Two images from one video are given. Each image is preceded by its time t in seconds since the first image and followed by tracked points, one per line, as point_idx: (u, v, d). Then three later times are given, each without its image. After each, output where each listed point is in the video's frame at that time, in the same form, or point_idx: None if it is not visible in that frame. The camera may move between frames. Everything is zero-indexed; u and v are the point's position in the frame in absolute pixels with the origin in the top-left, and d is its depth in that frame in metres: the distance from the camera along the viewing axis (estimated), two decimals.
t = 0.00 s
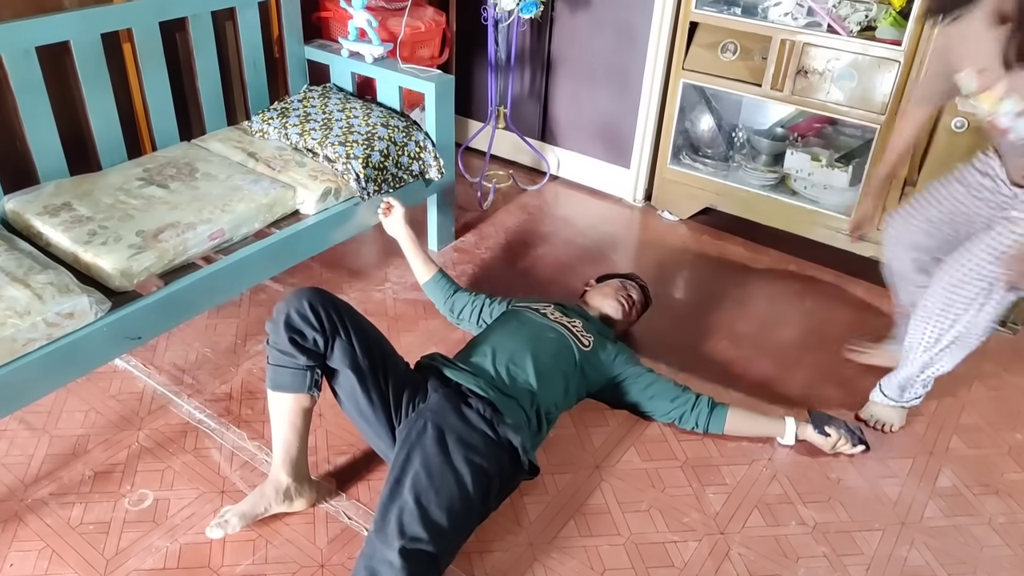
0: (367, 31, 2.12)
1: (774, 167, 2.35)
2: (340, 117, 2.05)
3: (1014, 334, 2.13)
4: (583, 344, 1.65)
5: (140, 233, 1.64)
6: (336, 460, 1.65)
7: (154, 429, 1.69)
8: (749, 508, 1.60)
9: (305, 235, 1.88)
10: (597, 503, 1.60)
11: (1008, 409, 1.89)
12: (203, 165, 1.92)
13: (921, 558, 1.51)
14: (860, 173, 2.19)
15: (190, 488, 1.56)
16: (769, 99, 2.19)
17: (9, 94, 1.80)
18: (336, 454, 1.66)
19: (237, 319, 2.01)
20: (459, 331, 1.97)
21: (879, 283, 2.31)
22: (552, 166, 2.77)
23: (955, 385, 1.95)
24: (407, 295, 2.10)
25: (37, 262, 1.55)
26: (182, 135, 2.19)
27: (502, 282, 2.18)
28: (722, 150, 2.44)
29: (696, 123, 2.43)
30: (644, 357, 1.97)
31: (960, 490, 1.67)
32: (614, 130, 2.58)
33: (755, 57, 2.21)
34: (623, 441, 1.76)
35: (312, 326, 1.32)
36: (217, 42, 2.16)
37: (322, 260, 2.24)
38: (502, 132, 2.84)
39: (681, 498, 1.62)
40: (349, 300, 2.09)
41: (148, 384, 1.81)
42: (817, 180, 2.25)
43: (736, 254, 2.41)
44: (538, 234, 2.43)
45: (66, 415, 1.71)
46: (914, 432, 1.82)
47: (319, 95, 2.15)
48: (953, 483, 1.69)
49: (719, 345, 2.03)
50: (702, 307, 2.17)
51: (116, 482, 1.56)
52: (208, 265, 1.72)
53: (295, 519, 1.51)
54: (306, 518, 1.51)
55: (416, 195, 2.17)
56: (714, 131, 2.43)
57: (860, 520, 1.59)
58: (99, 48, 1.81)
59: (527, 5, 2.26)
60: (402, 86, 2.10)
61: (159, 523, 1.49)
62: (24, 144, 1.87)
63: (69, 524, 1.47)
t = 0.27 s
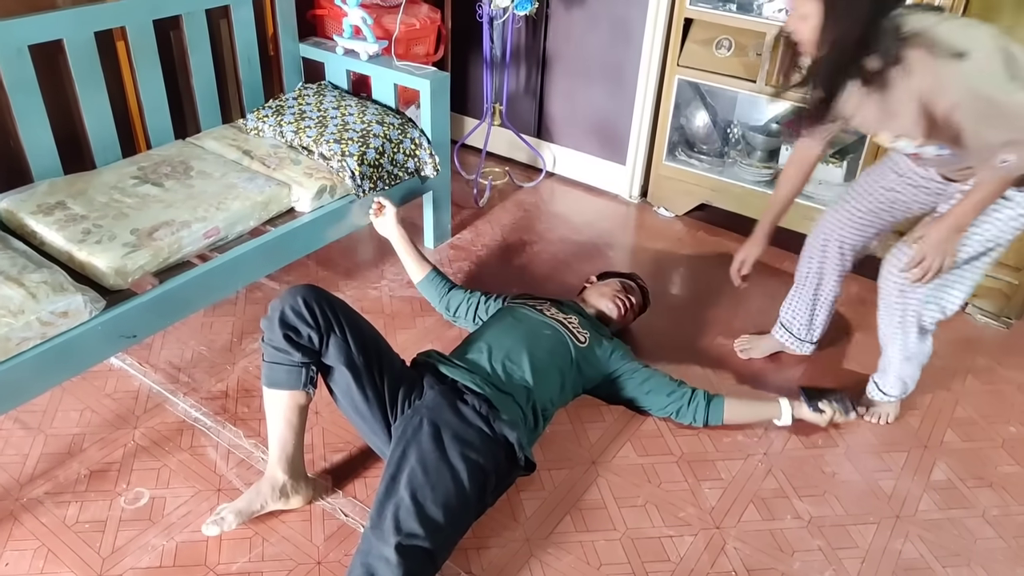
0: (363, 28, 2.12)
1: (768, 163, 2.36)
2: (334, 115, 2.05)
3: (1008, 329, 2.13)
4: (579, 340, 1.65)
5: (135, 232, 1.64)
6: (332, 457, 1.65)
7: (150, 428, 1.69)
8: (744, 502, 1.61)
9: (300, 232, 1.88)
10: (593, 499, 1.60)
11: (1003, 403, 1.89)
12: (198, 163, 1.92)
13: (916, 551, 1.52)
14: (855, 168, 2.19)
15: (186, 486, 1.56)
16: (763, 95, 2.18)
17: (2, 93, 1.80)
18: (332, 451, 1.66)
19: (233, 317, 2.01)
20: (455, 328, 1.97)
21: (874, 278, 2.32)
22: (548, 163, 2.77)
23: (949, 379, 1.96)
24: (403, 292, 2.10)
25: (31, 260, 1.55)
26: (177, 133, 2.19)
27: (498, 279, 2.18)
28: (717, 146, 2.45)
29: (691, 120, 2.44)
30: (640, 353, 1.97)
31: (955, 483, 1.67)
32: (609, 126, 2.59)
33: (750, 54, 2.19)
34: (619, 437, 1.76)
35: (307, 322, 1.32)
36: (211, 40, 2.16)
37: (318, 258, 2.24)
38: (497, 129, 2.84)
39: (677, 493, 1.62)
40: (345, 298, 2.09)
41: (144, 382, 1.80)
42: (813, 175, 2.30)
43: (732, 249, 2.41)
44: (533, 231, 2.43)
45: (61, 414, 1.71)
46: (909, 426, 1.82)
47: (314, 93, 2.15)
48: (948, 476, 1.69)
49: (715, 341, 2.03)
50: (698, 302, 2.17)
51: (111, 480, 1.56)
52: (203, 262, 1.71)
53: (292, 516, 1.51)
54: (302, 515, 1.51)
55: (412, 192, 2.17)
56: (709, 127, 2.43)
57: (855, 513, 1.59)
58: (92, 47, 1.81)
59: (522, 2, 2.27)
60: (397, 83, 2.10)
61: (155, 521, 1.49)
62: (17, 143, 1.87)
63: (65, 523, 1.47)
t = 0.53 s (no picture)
0: (358, 25, 2.12)
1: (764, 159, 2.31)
2: (330, 112, 2.05)
3: (1003, 323, 2.13)
4: (576, 336, 1.65)
5: (131, 231, 1.64)
6: (330, 455, 1.65)
7: (148, 426, 1.69)
8: (742, 498, 1.61)
9: (297, 230, 1.88)
10: (591, 495, 1.60)
11: (999, 397, 1.90)
12: (194, 162, 1.91)
13: (913, 546, 1.52)
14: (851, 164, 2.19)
15: (184, 484, 1.56)
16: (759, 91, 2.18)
17: None
18: (330, 449, 1.66)
19: (230, 315, 2.01)
20: (453, 325, 1.97)
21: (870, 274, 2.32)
22: (544, 160, 2.77)
23: (946, 374, 1.96)
24: (400, 290, 2.10)
25: (26, 260, 1.54)
26: (172, 131, 2.18)
27: (495, 276, 2.18)
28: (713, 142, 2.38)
29: (687, 116, 2.37)
30: (637, 349, 1.97)
31: (951, 478, 1.68)
32: (606, 123, 2.59)
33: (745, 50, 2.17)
34: (616, 433, 1.76)
35: (305, 320, 1.32)
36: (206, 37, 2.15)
37: (315, 255, 2.24)
38: (493, 126, 2.84)
39: (675, 488, 1.63)
40: (342, 296, 2.09)
41: (141, 381, 1.80)
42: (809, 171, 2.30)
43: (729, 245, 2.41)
44: (530, 228, 2.43)
45: (58, 413, 1.71)
46: (905, 420, 1.83)
47: (310, 90, 2.15)
48: (944, 471, 1.70)
49: (712, 337, 2.04)
50: (695, 298, 2.17)
51: (109, 479, 1.56)
52: (200, 261, 1.71)
53: (290, 514, 1.51)
54: (300, 513, 1.51)
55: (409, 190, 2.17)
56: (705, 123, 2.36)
57: (852, 508, 1.60)
58: (87, 45, 1.80)
59: None
60: (393, 81, 2.09)
61: (153, 520, 1.49)
62: (12, 142, 1.86)
63: (63, 522, 1.47)
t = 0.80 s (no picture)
0: (357, 25, 2.12)
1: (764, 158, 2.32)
2: (330, 112, 2.05)
3: (1003, 323, 2.13)
4: (577, 335, 1.65)
5: (131, 230, 1.64)
6: (329, 454, 1.65)
7: (148, 426, 1.69)
8: (741, 498, 1.61)
9: (296, 230, 1.88)
10: (590, 495, 1.60)
11: (998, 397, 1.90)
12: (194, 161, 1.91)
13: (912, 546, 1.52)
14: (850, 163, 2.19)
15: (184, 484, 1.56)
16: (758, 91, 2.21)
17: None
18: (329, 448, 1.66)
19: (230, 315, 2.01)
20: (452, 325, 1.97)
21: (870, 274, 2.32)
22: (543, 160, 2.77)
23: (945, 374, 1.97)
24: (400, 290, 2.10)
25: (26, 259, 1.54)
26: (172, 131, 2.18)
27: (494, 275, 2.18)
28: (712, 142, 2.43)
29: (686, 116, 2.44)
30: (637, 349, 1.97)
31: (951, 478, 1.68)
32: (605, 123, 2.59)
33: (744, 50, 2.19)
34: (615, 433, 1.76)
35: (305, 321, 1.32)
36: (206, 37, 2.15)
37: (314, 255, 2.24)
38: (493, 126, 2.84)
39: (674, 488, 1.63)
40: (341, 295, 2.09)
41: (141, 381, 1.80)
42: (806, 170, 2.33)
43: (728, 245, 2.41)
44: (530, 228, 2.43)
45: (58, 412, 1.71)
46: (904, 420, 1.83)
47: (309, 90, 2.15)
48: (943, 471, 1.70)
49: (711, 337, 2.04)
50: (694, 298, 2.17)
51: (109, 479, 1.57)
52: (199, 261, 1.71)
53: (289, 513, 1.51)
54: (300, 513, 1.52)
55: (408, 189, 2.17)
56: (704, 123, 2.43)
57: (851, 508, 1.60)
58: (87, 45, 1.80)
59: None
60: (392, 81, 2.10)
61: (153, 519, 1.49)
62: (12, 141, 1.87)
63: (63, 522, 1.47)
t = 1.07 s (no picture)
0: (359, 25, 2.12)
1: (765, 159, 2.31)
2: (331, 112, 2.05)
3: (1004, 325, 2.13)
4: (575, 333, 1.66)
5: (132, 228, 1.64)
6: (329, 453, 1.65)
7: (148, 424, 1.69)
8: (740, 499, 1.61)
9: (297, 229, 1.88)
10: (590, 495, 1.60)
11: (999, 400, 1.90)
12: (196, 160, 1.92)
13: (912, 548, 1.52)
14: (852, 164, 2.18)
15: (184, 482, 1.57)
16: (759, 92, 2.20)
17: None
18: (329, 447, 1.67)
19: (231, 314, 2.01)
20: (453, 325, 1.97)
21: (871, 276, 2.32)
22: (545, 160, 2.77)
23: (946, 376, 1.96)
24: (400, 289, 2.11)
25: (28, 257, 1.55)
26: (174, 130, 2.19)
27: (495, 275, 2.18)
28: (713, 142, 2.42)
29: (688, 116, 2.43)
30: (637, 349, 1.97)
31: (951, 480, 1.68)
32: (607, 124, 2.59)
33: (746, 50, 2.20)
34: (615, 433, 1.76)
35: (306, 319, 1.32)
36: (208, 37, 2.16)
37: (315, 254, 2.24)
38: (494, 126, 2.84)
39: (673, 489, 1.63)
40: (342, 294, 2.09)
41: (142, 379, 1.81)
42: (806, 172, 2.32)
43: (729, 246, 2.41)
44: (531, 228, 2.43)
45: (59, 410, 1.71)
46: (905, 422, 1.83)
47: (311, 90, 2.15)
48: (944, 473, 1.70)
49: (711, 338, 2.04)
50: (695, 298, 2.17)
51: (109, 476, 1.57)
52: (201, 259, 1.72)
53: (288, 512, 1.51)
54: (299, 512, 1.52)
55: (409, 189, 2.18)
56: (706, 123, 2.42)
57: (851, 510, 1.60)
58: (90, 45, 1.81)
59: None
60: (394, 81, 2.10)
61: (153, 517, 1.49)
62: (15, 140, 1.87)
63: (63, 519, 1.48)
